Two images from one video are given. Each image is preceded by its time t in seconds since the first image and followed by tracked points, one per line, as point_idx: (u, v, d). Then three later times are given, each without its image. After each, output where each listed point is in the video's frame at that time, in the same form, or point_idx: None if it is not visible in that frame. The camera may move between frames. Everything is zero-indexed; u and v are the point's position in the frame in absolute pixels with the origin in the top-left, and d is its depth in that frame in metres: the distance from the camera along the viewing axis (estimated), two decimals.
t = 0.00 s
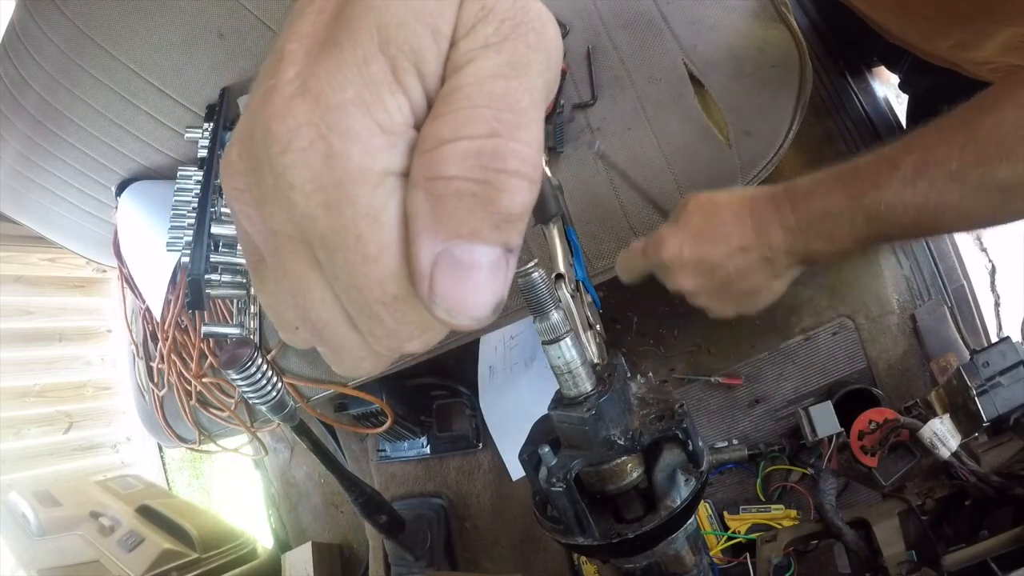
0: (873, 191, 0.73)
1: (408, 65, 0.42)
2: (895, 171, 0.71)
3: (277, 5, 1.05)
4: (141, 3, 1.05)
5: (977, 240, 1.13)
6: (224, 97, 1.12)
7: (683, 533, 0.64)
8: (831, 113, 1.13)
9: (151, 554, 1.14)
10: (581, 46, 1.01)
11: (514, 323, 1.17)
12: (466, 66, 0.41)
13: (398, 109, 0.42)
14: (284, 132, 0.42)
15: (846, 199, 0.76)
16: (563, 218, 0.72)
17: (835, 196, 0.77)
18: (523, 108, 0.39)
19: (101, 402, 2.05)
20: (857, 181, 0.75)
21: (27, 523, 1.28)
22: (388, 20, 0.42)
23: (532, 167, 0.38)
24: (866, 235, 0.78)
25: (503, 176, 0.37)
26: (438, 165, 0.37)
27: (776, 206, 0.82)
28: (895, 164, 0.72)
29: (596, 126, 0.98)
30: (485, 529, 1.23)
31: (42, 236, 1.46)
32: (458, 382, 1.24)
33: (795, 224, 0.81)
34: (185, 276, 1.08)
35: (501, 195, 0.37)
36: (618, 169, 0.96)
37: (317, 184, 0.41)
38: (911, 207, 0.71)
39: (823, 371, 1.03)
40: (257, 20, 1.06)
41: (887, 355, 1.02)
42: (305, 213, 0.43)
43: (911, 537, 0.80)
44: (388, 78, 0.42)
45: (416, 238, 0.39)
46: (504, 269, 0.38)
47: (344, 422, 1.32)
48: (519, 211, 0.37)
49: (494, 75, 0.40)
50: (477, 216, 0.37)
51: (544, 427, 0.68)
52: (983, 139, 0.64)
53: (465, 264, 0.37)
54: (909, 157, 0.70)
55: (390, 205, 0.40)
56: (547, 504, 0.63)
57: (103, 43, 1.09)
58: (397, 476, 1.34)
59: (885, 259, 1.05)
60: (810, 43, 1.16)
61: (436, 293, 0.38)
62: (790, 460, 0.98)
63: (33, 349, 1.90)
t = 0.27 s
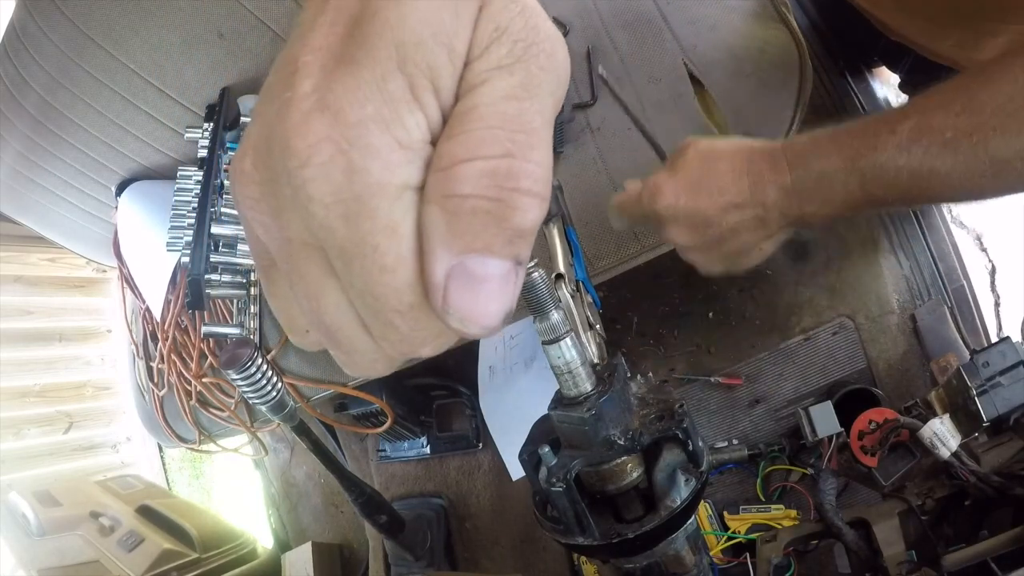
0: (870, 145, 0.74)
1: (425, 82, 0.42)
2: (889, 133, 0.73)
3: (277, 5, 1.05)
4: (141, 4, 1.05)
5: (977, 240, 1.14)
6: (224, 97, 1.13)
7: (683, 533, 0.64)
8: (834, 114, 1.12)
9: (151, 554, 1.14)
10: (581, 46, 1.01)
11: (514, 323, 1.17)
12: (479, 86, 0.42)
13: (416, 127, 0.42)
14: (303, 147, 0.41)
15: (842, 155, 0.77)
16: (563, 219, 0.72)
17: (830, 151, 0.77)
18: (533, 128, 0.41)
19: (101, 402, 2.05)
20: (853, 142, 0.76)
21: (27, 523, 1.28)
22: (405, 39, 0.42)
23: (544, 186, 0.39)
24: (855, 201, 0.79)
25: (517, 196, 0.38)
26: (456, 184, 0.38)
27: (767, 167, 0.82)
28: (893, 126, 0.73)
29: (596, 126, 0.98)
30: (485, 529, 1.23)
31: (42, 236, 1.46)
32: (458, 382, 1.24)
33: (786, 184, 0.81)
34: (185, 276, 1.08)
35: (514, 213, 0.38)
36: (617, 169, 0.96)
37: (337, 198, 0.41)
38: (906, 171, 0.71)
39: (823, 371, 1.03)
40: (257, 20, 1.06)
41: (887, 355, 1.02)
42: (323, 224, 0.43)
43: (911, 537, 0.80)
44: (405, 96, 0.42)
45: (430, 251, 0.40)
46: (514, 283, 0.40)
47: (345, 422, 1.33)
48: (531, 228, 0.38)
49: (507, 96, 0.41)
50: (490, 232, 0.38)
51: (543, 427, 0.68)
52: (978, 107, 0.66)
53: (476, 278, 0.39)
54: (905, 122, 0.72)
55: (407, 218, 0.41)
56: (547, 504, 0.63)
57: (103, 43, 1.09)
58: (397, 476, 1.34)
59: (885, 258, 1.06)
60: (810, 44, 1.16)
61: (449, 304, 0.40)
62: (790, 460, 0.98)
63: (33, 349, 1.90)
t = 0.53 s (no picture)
0: (875, 193, 0.76)
1: (439, 125, 0.46)
2: (888, 181, 0.74)
3: (278, 5, 1.06)
4: (141, 4, 1.05)
5: (977, 240, 1.14)
6: (225, 97, 1.14)
7: (683, 533, 0.64)
8: (833, 113, 1.12)
9: (152, 553, 1.15)
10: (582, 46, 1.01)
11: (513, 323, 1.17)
12: (490, 129, 0.46)
13: (431, 168, 0.46)
14: (328, 187, 0.45)
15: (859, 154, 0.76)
16: (564, 219, 0.73)
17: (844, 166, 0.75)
18: (541, 170, 0.45)
19: (101, 402, 2.05)
20: (856, 179, 0.78)
21: (27, 523, 1.28)
22: (422, 83, 0.45)
23: (551, 226, 0.44)
24: (866, 233, 0.81)
25: (524, 236, 0.43)
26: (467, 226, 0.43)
27: (774, 203, 0.84)
28: (891, 161, 0.75)
29: (596, 125, 0.98)
30: (485, 529, 1.23)
31: (42, 236, 1.46)
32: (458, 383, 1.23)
33: (790, 223, 0.83)
34: (185, 276, 1.08)
35: (523, 252, 0.43)
36: (618, 169, 0.96)
37: (360, 237, 0.46)
38: (909, 203, 0.74)
39: (823, 371, 1.03)
40: (258, 21, 1.07)
41: (887, 355, 1.02)
42: (346, 258, 0.48)
43: (911, 537, 0.81)
44: (421, 139, 0.46)
45: (448, 288, 0.45)
46: (523, 315, 0.46)
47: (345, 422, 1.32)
48: (537, 265, 0.43)
49: (515, 139, 0.46)
50: (501, 269, 0.43)
51: (543, 427, 0.68)
52: (983, 134, 0.67)
53: (489, 312, 0.45)
54: (909, 151, 0.73)
55: (425, 255, 0.46)
56: (547, 504, 0.63)
57: (103, 43, 1.08)
58: (397, 476, 1.34)
59: (886, 258, 1.05)
60: (809, 43, 1.16)
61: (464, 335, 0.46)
62: (790, 460, 0.98)
63: (33, 349, 1.90)
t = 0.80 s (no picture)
0: (901, 240, 0.68)
1: (432, 108, 0.46)
2: (907, 228, 0.68)
3: (277, 5, 1.06)
4: (142, 4, 1.05)
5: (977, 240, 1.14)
6: (225, 97, 1.14)
7: (683, 533, 0.64)
8: (833, 113, 1.13)
9: (151, 554, 1.15)
10: (582, 46, 1.02)
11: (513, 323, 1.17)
12: (479, 112, 0.47)
13: (424, 146, 0.46)
14: (328, 160, 0.46)
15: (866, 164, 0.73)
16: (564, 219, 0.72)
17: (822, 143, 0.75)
18: (523, 149, 0.45)
19: (101, 402, 2.05)
20: (882, 223, 0.70)
21: (27, 523, 1.28)
22: (417, 71, 0.46)
23: (532, 197, 0.43)
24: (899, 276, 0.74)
25: (505, 204, 0.41)
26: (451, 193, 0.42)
27: (802, 256, 0.77)
28: (921, 207, 0.67)
29: (596, 126, 0.98)
30: (485, 529, 1.23)
31: (42, 236, 1.46)
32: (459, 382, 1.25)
33: (828, 277, 0.76)
34: (185, 276, 1.08)
35: (502, 218, 0.41)
36: (617, 169, 0.96)
37: (357, 203, 0.46)
38: (939, 242, 0.66)
39: (823, 371, 1.03)
40: (258, 21, 1.07)
41: (887, 355, 1.02)
42: (343, 225, 0.47)
43: (911, 537, 0.81)
44: (415, 121, 0.46)
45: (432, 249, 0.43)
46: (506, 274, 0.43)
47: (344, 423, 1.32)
48: (517, 229, 0.41)
49: (501, 121, 0.46)
50: (481, 232, 0.41)
51: (543, 427, 0.68)
52: (1008, 173, 0.60)
53: (470, 271, 0.42)
54: (933, 201, 0.66)
55: (416, 221, 0.46)
56: (547, 504, 0.63)
57: (104, 44, 1.09)
58: (397, 476, 1.34)
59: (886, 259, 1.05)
60: (810, 44, 1.16)
61: (450, 294, 0.43)
62: (790, 460, 0.99)
63: (33, 349, 1.90)
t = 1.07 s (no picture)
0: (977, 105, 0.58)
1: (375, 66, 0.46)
2: (993, 34, 0.62)
3: (278, 6, 1.07)
4: (142, 4, 1.04)
5: (977, 240, 1.14)
6: (224, 97, 1.14)
7: (683, 533, 0.64)
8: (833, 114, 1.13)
9: (151, 554, 1.15)
10: (581, 46, 1.02)
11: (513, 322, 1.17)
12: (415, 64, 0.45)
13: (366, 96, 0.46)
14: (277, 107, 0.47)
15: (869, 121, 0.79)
16: (563, 218, 0.71)
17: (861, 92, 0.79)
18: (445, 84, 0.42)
19: (101, 402, 2.05)
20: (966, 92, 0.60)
21: (27, 523, 1.28)
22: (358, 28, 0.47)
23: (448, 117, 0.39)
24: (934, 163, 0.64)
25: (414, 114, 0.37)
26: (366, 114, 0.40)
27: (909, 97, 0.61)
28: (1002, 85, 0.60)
29: (596, 126, 0.98)
30: (485, 530, 1.23)
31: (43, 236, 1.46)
32: (459, 383, 1.25)
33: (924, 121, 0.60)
34: (185, 276, 1.08)
35: None
36: (617, 169, 0.97)
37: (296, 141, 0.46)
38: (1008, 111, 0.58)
39: (823, 370, 1.03)
40: (258, 20, 1.08)
41: (887, 355, 1.02)
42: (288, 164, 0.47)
43: (911, 537, 0.81)
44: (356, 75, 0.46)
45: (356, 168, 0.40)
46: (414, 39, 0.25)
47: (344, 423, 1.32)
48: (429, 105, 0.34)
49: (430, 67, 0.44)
50: None
51: (543, 427, 0.68)
52: None
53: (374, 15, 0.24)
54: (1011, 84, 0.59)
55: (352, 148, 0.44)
56: (547, 505, 0.63)
57: (104, 44, 1.08)
58: (397, 476, 1.34)
59: (885, 259, 1.05)
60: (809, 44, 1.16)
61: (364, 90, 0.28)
62: (790, 460, 0.99)
63: (33, 348, 1.90)
